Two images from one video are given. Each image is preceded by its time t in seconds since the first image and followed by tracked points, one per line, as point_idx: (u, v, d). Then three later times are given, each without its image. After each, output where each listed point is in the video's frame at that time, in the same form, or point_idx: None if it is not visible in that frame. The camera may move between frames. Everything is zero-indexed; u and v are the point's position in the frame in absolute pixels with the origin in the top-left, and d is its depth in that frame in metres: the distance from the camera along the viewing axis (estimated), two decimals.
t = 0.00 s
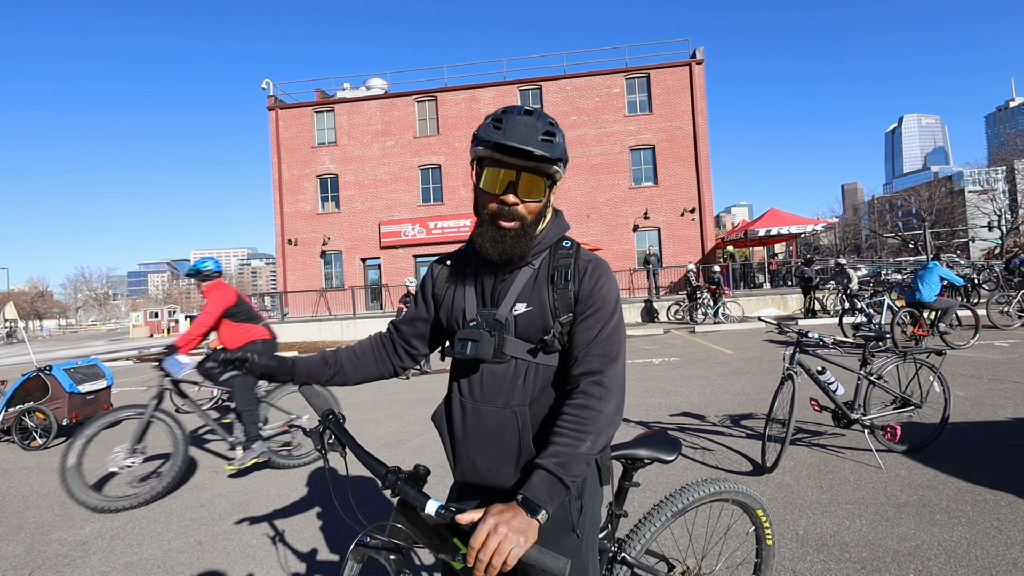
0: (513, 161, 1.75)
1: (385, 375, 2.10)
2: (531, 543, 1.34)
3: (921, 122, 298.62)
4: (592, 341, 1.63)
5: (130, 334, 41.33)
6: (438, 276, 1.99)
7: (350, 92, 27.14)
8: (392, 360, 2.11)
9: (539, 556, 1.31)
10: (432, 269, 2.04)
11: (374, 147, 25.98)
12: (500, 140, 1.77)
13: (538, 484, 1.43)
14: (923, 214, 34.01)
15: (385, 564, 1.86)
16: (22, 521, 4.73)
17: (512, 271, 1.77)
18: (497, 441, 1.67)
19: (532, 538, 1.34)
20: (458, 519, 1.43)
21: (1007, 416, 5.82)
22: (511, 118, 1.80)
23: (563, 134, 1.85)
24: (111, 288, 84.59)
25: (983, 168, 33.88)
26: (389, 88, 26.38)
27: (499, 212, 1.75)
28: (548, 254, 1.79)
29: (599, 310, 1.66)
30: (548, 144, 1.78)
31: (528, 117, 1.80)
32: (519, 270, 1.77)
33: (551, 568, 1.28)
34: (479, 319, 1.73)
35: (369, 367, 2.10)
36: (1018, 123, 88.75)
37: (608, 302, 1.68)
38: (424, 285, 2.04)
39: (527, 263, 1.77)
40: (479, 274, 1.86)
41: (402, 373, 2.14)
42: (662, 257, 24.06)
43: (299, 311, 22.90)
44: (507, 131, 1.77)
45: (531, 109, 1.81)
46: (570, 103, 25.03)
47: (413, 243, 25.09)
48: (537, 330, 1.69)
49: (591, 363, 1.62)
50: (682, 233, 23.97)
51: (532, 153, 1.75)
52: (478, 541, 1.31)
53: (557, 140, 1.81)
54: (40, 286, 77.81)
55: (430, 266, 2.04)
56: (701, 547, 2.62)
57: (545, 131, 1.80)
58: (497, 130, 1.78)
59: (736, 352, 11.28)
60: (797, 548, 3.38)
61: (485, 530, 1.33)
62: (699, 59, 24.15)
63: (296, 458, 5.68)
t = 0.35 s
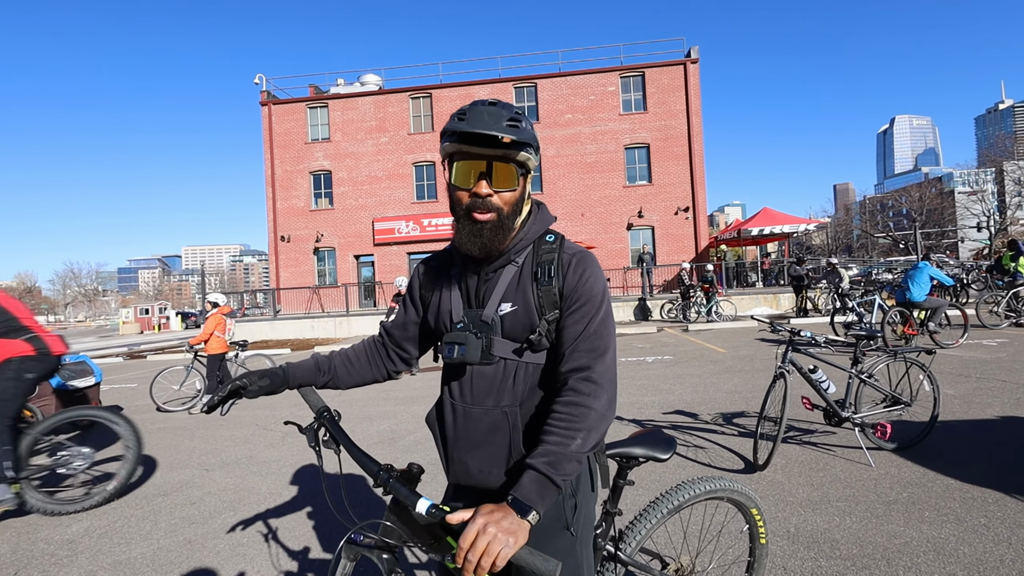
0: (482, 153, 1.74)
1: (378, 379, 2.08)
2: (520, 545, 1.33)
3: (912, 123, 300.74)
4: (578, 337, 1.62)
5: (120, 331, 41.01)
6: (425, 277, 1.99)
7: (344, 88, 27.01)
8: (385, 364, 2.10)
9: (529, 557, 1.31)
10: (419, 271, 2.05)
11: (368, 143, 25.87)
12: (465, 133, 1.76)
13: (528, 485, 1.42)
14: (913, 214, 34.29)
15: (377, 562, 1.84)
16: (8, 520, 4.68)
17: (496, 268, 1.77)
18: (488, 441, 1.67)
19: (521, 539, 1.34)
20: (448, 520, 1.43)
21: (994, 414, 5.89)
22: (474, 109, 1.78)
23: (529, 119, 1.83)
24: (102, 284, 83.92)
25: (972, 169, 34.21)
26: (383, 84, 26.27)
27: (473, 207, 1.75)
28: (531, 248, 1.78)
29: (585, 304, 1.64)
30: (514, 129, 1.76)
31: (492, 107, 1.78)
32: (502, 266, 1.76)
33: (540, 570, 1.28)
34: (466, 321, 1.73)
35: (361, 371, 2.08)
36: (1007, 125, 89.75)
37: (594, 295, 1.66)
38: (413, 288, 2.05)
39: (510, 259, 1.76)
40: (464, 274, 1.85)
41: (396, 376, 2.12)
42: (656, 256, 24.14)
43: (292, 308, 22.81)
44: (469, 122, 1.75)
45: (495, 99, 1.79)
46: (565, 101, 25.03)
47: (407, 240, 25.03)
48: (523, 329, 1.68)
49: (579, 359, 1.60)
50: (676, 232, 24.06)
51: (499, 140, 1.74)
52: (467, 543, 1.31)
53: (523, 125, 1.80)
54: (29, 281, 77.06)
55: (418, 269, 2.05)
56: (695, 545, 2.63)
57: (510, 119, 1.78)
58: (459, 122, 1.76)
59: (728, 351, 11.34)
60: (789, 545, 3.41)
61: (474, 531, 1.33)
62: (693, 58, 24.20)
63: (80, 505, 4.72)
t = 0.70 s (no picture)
0: (485, 148, 1.73)
1: (374, 375, 2.07)
2: (519, 544, 1.33)
3: (910, 124, 301.34)
4: (583, 338, 1.62)
5: (117, 329, 40.91)
6: (425, 273, 1.99)
7: (343, 86, 26.98)
8: (383, 360, 2.09)
9: (527, 558, 1.31)
10: (419, 267, 2.04)
11: (366, 142, 25.84)
12: (467, 128, 1.76)
13: (527, 485, 1.42)
14: (911, 215, 34.36)
15: (375, 562, 1.85)
16: (3, 518, 4.67)
17: (500, 267, 1.76)
18: (490, 440, 1.66)
19: (519, 539, 1.33)
20: (446, 519, 1.43)
21: (991, 414, 5.91)
22: (475, 104, 1.77)
23: (533, 113, 1.81)
24: (99, 282, 83.76)
25: (970, 171, 34.30)
26: (382, 82, 26.24)
27: (473, 202, 1.74)
28: (537, 249, 1.77)
29: (590, 306, 1.64)
30: (514, 123, 1.74)
31: (495, 101, 1.77)
32: (507, 266, 1.75)
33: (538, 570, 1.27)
34: (470, 319, 1.73)
35: (358, 368, 2.06)
36: (1005, 127, 89.99)
37: (600, 297, 1.66)
38: (412, 284, 2.05)
39: (516, 259, 1.75)
40: (468, 271, 1.85)
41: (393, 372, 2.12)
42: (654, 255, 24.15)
43: (289, 307, 22.77)
44: (470, 115, 1.75)
45: (500, 93, 1.78)
46: (564, 100, 25.04)
47: (405, 239, 25.01)
48: (528, 329, 1.68)
49: (582, 361, 1.60)
50: (674, 232, 24.09)
51: (499, 136, 1.73)
52: (464, 542, 1.31)
53: (526, 120, 1.78)
54: (26, 279, 76.84)
55: (418, 265, 2.05)
56: (694, 544, 2.63)
57: (511, 112, 1.77)
58: (460, 115, 1.76)
59: (726, 351, 11.35)
60: (786, 546, 3.41)
61: (472, 531, 1.32)
62: (692, 58, 24.21)
63: None
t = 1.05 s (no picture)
0: (509, 145, 1.73)
1: (384, 368, 2.07)
2: (523, 543, 1.33)
3: (911, 125, 301.36)
4: (600, 345, 1.62)
5: (115, 323, 40.82)
6: (441, 267, 1.99)
7: (343, 81, 26.93)
8: (396, 353, 2.09)
9: (531, 556, 1.31)
10: (436, 259, 2.04)
11: (367, 137, 25.78)
12: (494, 123, 1.75)
13: (536, 484, 1.42)
14: (910, 217, 34.39)
15: (383, 554, 1.86)
16: None
17: (519, 268, 1.76)
18: (500, 438, 1.67)
19: (525, 538, 1.33)
20: (452, 516, 1.43)
21: (988, 416, 5.93)
22: (504, 100, 1.76)
23: (563, 114, 1.79)
24: (97, 276, 83.46)
25: (970, 173, 34.33)
26: (382, 78, 26.19)
27: (494, 198, 1.74)
28: (558, 253, 1.77)
29: (609, 313, 1.64)
30: (540, 123, 1.72)
31: (524, 97, 1.77)
32: (526, 267, 1.75)
33: (542, 570, 1.27)
34: (486, 317, 1.73)
35: (371, 361, 2.06)
36: (1005, 130, 89.97)
37: (619, 305, 1.67)
38: (427, 276, 2.04)
39: (537, 260, 1.75)
40: (486, 269, 1.84)
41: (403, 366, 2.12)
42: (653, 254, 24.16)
43: (288, 302, 22.77)
44: (498, 111, 1.74)
45: (530, 92, 1.78)
46: (565, 98, 25.00)
47: (405, 235, 24.99)
48: (545, 331, 1.67)
49: (599, 367, 1.60)
50: (674, 231, 24.09)
51: (523, 134, 1.72)
52: (471, 538, 1.31)
53: (554, 120, 1.76)
54: (23, 272, 76.63)
55: (434, 257, 2.04)
56: (696, 543, 2.63)
57: (539, 111, 1.76)
58: (488, 111, 1.75)
59: (725, 350, 11.36)
60: (783, 545, 3.41)
61: (478, 527, 1.32)
62: (694, 57, 24.19)
63: None
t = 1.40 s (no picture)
0: (522, 137, 1.73)
1: (398, 362, 2.08)
2: (518, 547, 1.32)
3: (909, 125, 301.63)
4: (595, 337, 1.61)
5: (112, 319, 40.72)
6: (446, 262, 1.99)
7: (342, 77, 26.86)
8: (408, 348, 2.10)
9: (526, 561, 1.30)
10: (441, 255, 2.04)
11: (365, 134, 25.72)
12: (509, 115, 1.76)
13: (532, 485, 1.41)
14: (908, 216, 34.46)
15: (382, 554, 1.87)
16: None
17: (518, 261, 1.76)
18: (495, 432, 1.66)
19: (520, 542, 1.33)
20: (448, 518, 1.42)
21: (985, 414, 5.96)
22: (521, 93, 1.76)
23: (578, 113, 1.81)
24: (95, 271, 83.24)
25: (968, 172, 34.40)
26: (382, 74, 26.14)
27: (503, 189, 1.73)
28: (556, 245, 1.76)
29: (605, 304, 1.63)
30: (557, 119, 1.73)
31: (542, 93, 1.77)
32: (524, 259, 1.75)
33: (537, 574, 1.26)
34: (483, 310, 1.73)
35: (383, 352, 2.07)
36: (1003, 130, 90.16)
37: (615, 296, 1.65)
38: (433, 271, 2.04)
39: (533, 252, 1.74)
40: (486, 262, 1.85)
41: (413, 360, 2.12)
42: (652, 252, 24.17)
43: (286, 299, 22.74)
44: (516, 103, 1.74)
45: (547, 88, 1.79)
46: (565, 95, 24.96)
47: (403, 232, 24.96)
48: (539, 324, 1.67)
49: (593, 360, 1.59)
50: (673, 229, 24.10)
51: (541, 128, 1.73)
52: (465, 541, 1.31)
53: (569, 119, 1.77)
54: (20, 267, 76.37)
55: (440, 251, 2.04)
56: (696, 542, 2.63)
57: (556, 107, 1.76)
58: (505, 102, 1.76)
59: (723, 348, 11.39)
60: (782, 543, 3.42)
61: (473, 531, 1.32)
62: (694, 55, 24.17)
63: None
